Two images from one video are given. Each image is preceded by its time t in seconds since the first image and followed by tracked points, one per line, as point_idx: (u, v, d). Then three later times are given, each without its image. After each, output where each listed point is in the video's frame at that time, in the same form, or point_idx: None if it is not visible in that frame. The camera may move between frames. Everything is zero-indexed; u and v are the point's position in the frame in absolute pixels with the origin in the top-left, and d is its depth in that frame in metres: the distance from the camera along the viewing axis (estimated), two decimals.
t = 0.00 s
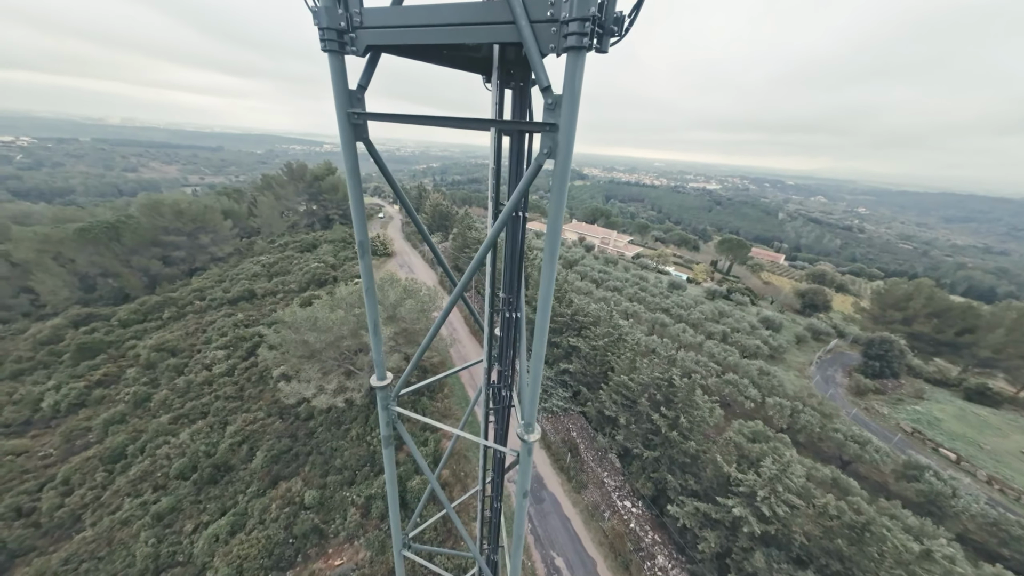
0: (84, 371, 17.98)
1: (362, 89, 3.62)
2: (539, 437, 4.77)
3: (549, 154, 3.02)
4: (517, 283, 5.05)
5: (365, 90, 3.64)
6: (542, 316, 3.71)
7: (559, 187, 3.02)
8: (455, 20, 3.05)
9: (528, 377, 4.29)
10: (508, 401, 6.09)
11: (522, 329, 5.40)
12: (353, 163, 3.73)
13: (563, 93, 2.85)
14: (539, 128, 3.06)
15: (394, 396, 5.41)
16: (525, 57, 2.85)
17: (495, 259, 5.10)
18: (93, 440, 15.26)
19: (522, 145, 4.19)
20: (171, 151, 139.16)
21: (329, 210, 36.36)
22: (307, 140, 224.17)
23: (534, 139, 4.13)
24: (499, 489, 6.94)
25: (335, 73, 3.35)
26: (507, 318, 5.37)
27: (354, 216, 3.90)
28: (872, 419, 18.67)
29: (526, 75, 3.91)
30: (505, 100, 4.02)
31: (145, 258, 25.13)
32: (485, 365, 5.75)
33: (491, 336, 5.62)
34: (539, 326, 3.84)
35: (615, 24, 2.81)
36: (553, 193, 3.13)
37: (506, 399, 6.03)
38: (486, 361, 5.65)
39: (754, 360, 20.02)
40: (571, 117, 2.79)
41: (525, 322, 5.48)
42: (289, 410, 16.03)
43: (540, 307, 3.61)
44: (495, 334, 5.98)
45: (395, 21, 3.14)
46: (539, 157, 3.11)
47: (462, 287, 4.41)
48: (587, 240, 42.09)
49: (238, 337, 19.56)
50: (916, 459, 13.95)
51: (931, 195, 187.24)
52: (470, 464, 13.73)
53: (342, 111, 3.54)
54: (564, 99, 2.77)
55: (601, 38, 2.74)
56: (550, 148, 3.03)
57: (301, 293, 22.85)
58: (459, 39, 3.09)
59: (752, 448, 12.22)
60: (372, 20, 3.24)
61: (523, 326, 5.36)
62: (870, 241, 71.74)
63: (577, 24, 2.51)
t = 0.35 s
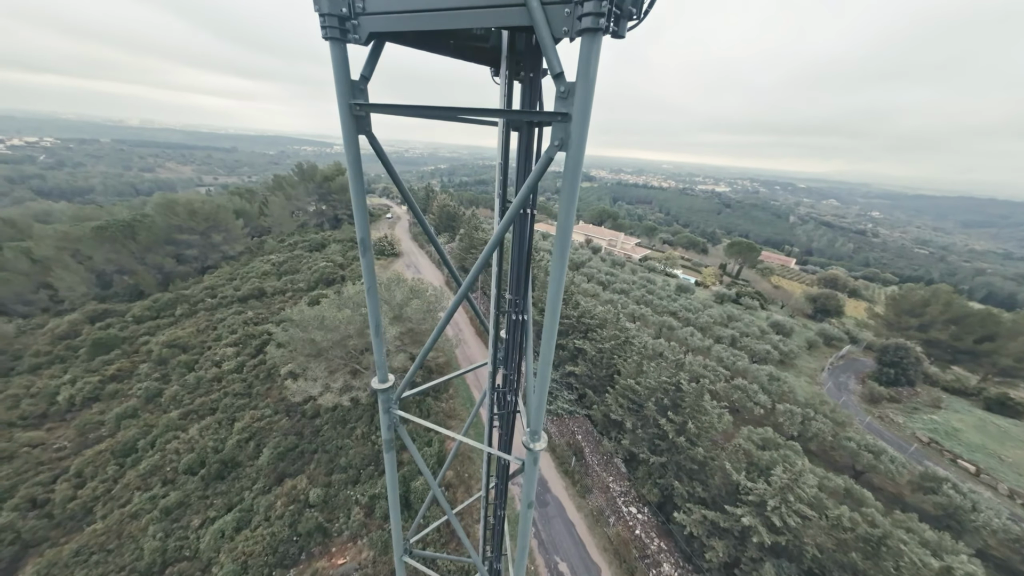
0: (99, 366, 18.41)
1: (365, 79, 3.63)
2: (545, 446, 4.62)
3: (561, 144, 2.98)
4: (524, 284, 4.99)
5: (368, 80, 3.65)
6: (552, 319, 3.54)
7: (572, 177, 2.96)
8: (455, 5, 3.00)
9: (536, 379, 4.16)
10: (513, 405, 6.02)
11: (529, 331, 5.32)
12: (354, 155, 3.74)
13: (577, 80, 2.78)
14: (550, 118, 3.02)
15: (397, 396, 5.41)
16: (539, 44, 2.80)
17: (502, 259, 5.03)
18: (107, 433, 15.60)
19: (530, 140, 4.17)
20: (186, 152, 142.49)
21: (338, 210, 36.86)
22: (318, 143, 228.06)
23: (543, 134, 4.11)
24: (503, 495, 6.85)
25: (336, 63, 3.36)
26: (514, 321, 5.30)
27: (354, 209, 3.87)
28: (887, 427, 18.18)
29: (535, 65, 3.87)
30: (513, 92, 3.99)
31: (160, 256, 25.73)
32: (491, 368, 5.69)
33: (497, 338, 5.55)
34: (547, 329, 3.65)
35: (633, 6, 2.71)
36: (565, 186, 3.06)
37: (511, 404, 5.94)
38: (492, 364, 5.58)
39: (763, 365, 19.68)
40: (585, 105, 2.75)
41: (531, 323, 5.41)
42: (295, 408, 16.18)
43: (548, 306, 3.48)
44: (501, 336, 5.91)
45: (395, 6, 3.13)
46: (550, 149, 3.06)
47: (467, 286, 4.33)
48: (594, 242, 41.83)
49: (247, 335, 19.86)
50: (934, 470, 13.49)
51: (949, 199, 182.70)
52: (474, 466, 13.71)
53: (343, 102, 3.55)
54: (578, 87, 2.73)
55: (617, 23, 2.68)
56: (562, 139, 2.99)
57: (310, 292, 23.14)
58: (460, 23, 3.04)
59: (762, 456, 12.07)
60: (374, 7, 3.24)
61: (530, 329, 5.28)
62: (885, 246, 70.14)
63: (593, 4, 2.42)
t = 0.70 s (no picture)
0: (112, 362, 18.79)
1: (366, 75, 3.67)
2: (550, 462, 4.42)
3: (572, 143, 2.97)
4: (529, 291, 4.98)
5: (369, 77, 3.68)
6: (561, 323, 3.42)
7: (584, 175, 2.95)
8: None
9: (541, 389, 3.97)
10: (517, 416, 5.95)
11: (534, 339, 5.32)
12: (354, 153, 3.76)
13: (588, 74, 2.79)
14: (562, 116, 3.03)
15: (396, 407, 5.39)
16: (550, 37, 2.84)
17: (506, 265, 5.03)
18: (118, 428, 15.88)
19: (538, 140, 4.20)
20: (200, 154, 145.76)
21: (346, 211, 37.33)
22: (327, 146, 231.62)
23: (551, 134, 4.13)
24: (505, 507, 6.77)
25: (335, 59, 3.41)
26: (520, 329, 5.28)
27: (354, 207, 3.89)
28: (900, 437, 17.77)
29: (543, 60, 3.91)
30: (521, 89, 4.03)
31: (172, 255, 26.26)
32: (494, 376, 5.67)
33: (501, 345, 5.53)
34: (555, 332, 3.52)
35: None
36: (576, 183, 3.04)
37: (516, 413, 5.87)
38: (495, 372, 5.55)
39: (771, 371, 19.39)
40: (598, 100, 2.75)
41: (537, 332, 5.41)
42: (301, 407, 16.33)
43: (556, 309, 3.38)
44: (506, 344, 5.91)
45: None
46: (560, 148, 3.06)
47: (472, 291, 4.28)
48: (599, 244, 41.69)
49: (255, 334, 20.15)
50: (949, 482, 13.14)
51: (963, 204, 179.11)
52: (477, 468, 13.70)
53: (342, 99, 3.58)
54: (590, 82, 2.73)
55: (634, 11, 2.66)
56: (572, 137, 3.00)
57: (317, 292, 23.42)
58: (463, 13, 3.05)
59: (770, 464, 11.66)
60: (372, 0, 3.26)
61: (535, 336, 5.26)
62: (897, 251, 68.89)
63: None
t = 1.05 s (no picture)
0: (124, 359, 19.21)
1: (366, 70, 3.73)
2: (557, 478, 4.24)
3: (586, 141, 2.96)
4: (537, 297, 5.03)
5: (369, 71, 3.73)
6: (573, 327, 3.29)
7: (601, 173, 2.90)
8: None
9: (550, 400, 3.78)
10: (523, 427, 5.89)
11: (540, 348, 5.40)
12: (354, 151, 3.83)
13: (606, 68, 2.78)
14: (578, 111, 3.00)
15: (398, 413, 5.49)
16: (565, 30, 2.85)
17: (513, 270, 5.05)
18: (128, 424, 16.22)
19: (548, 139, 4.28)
20: (213, 156, 148.96)
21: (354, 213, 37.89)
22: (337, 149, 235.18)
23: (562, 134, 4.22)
24: (508, 518, 6.72)
25: (335, 54, 3.50)
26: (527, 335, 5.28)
27: (353, 204, 3.93)
28: (910, 445, 17.53)
29: (555, 56, 3.99)
30: (531, 86, 4.18)
31: (185, 254, 26.87)
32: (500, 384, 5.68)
33: (507, 351, 5.55)
34: (566, 336, 3.38)
35: None
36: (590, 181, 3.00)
37: (520, 424, 5.82)
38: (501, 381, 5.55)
39: (778, 377, 19.21)
40: (617, 94, 2.73)
41: (543, 341, 5.48)
42: (307, 406, 16.58)
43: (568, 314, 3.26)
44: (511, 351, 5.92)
45: None
46: (575, 145, 3.03)
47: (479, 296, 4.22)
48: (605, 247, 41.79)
49: (264, 332, 20.50)
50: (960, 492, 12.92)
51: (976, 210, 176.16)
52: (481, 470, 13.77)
53: (343, 94, 3.66)
54: (609, 74, 2.71)
55: None
56: (587, 135, 2.98)
57: (325, 292, 23.77)
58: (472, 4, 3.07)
59: (777, 472, 11.70)
60: None
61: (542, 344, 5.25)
62: (906, 256, 67.84)
63: None
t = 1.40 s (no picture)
0: (138, 355, 19.73)
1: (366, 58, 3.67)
2: (565, 496, 4.01)
3: (605, 131, 2.74)
4: (546, 301, 5.02)
5: (370, 60, 3.73)
6: (588, 332, 3.09)
7: (620, 165, 2.65)
8: None
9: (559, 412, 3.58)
10: (529, 436, 5.94)
11: (549, 355, 5.28)
12: (354, 144, 3.72)
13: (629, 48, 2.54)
14: (596, 96, 2.75)
15: (398, 423, 5.61)
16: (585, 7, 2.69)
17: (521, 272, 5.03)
18: (140, 419, 16.63)
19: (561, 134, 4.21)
20: (225, 159, 152.30)
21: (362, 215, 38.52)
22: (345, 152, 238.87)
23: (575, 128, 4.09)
24: (511, 527, 6.75)
25: (335, 42, 3.40)
26: (536, 341, 5.26)
27: (352, 199, 3.81)
28: (919, 452, 17.42)
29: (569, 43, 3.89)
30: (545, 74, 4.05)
31: (198, 254, 27.57)
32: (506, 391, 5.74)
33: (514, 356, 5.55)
34: (579, 343, 3.20)
35: None
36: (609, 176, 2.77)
37: (527, 434, 5.82)
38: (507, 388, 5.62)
39: (783, 382, 19.16)
40: (641, 74, 2.44)
41: (553, 347, 5.38)
42: (314, 404, 16.98)
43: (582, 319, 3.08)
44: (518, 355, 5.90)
45: None
46: (593, 135, 2.80)
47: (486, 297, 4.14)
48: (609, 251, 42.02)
49: (273, 331, 20.95)
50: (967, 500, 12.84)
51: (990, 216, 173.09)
52: (487, 471, 13.99)
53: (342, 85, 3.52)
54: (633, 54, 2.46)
55: None
56: (606, 123, 2.75)
57: (333, 292, 24.21)
58: None
59: (783, 477, 11.45)
60: None
61: (551, 351, 5.19)
62: (913, 261, 67.29)
63: None
